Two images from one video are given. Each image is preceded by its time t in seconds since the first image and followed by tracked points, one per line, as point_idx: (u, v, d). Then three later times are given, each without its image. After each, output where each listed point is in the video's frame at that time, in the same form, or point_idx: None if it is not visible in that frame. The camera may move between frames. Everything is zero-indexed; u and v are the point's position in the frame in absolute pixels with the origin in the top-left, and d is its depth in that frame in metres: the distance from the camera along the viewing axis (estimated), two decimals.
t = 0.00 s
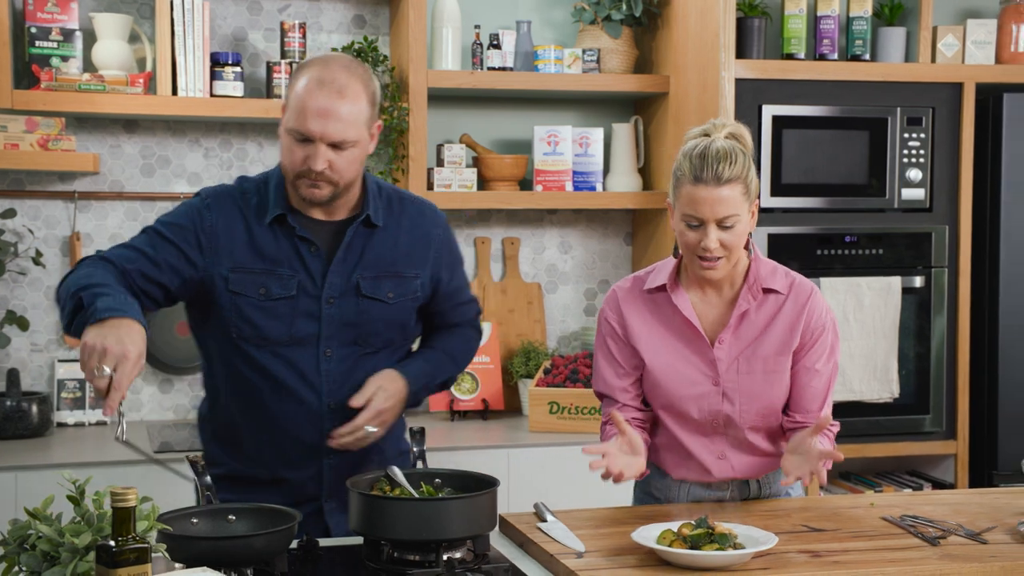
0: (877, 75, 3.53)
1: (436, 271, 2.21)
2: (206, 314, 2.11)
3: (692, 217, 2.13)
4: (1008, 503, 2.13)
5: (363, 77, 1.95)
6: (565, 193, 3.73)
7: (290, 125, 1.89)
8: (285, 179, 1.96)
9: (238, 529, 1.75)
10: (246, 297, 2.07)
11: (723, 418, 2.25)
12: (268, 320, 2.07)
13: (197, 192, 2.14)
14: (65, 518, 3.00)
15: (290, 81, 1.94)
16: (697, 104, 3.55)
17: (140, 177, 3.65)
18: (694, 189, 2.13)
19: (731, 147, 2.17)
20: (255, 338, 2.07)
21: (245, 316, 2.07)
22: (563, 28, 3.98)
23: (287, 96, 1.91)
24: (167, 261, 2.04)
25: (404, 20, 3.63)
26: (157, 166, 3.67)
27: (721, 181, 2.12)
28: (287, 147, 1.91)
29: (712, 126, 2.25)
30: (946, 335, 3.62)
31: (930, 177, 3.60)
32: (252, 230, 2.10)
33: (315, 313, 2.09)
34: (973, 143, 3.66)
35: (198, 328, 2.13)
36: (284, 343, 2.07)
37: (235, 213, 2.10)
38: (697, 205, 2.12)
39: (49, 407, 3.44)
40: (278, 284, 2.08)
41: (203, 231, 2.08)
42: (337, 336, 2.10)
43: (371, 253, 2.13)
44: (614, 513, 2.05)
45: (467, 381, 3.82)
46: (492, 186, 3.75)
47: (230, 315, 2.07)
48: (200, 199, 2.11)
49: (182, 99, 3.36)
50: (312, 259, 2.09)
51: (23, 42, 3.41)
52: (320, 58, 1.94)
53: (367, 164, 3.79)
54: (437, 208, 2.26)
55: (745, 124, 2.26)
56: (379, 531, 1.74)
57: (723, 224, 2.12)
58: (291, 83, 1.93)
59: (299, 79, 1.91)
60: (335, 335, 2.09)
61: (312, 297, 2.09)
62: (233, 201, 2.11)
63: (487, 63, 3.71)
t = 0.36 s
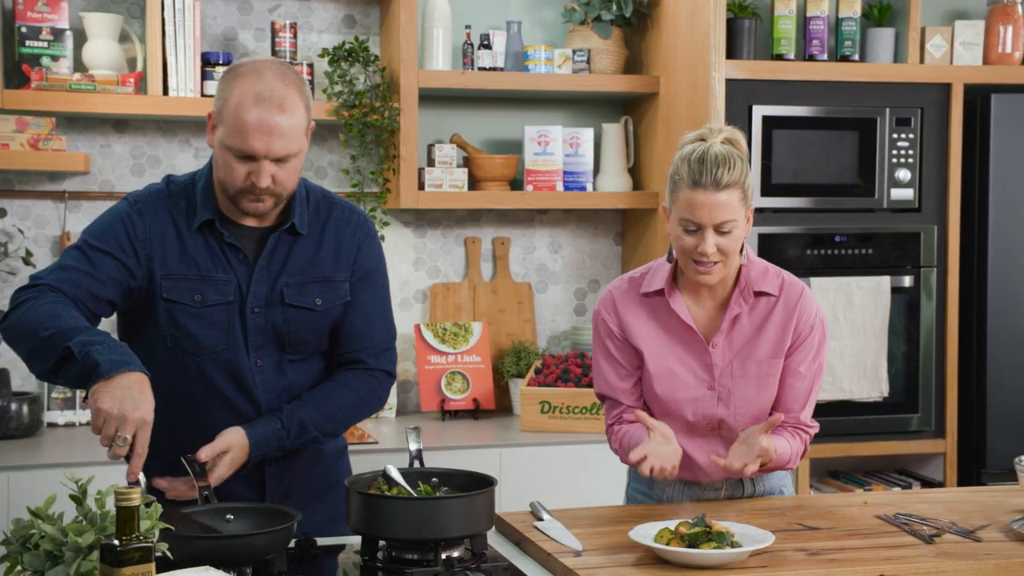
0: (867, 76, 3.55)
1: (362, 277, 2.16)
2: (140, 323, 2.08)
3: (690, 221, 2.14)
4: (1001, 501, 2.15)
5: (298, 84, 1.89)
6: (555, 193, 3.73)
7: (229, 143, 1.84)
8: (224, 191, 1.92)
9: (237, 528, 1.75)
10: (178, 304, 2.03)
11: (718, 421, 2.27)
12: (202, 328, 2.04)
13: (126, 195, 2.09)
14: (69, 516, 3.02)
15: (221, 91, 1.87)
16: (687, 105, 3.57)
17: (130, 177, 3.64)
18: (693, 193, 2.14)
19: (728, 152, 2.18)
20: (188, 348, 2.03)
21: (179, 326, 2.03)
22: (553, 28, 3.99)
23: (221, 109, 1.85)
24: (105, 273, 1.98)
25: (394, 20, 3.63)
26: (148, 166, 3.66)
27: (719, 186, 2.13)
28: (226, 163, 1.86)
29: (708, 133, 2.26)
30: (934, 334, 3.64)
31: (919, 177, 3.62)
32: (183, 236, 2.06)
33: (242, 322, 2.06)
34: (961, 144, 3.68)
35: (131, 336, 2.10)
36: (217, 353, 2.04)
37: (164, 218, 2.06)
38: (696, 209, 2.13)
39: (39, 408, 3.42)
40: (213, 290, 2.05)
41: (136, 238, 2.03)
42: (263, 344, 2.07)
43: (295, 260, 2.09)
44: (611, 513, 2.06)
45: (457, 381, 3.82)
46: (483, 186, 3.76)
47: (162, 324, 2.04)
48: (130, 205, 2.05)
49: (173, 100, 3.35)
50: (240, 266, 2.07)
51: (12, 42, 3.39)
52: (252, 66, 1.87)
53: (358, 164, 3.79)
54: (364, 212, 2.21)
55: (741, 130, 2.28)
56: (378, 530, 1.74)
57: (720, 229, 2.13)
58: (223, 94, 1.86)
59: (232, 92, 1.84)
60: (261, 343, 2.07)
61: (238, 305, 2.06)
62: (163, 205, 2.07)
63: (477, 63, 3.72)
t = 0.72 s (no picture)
0: (864, 76, 3.56)
1: (348, 277, 2.15)
2: (121, 323, 2.06)
3: (686, 204, 2.17)
4: (1001, 499, 2.16)
5: (274, 83, 1.86)
6: (554, 193, 3.74)
7: (209, 148, 1.81)
8: (206, 195, 1.90)
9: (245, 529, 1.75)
10: (160, 305, 2.01)
11: (721, 413, 2.25)
12: (184, 329, 2.02)
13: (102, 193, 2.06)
14: (81, 517, 3.04)
15: (197, 95, 1.84)
16: (685, 104, 3.58)
17: (129, 177, 3.64)
18: (690, 177, 2.16)
19: (728, 141, 2.19)
20: (169, 349, 2.02)
21: (160, 327, 2.02)
22: (551, 28, 3.99)
23: (198, 114, 1.82)
24: (86, 274, 1.96)
25: (393, 21, 3.64)
26: (147, 166, 3.65)
27: (715, 171, 2.15)
28: (207, 168, 1.84)
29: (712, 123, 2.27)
30: (931, 334, 3.66)
31: (916, 177, 3.63)
32: (164, 235, 2.04)
33: (224, 323, 2.04)
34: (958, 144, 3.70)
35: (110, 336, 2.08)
36: (199, 354, 2.03)
37: (145, 216, 2.04)
38: (692, 192, 2.15)
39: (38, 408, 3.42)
40: (195, 290, 2.03)
41: (117, 237, 2.01)
42: (246, 345, 2.06)
43: (278, 261, 2.08)
44: (614, 512, 2.07)
45: (456, 381, 3.83)
46: (482, 186, 3.76)
47: (143, 325, 2.02)
48: (109, 204, 2.02)
49: (172, 99, 3.34)
50: (222, 266, 2.05)
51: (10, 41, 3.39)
52: (226, 67, 1.84)
53: (357, 164, 3.79)
54: (347, 210, 2.20)
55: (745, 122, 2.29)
56: (384, 528, 1.74)
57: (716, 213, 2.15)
58: (199, 98, 1.83)
59: (208, 96, 1.81)
60: (243, 345, 2.06)
61: (221, 306, 2.05)
62: (144, 203, 2.05)
63: (476, 63, 3.72)
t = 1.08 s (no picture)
0: (868, 77, 3.57)
1: (360, 279, 2.17)
2: (134, 326, 2.06)
3: (693, 182, 2.25)
4: (1008, 499, 2.17)
5: (292, 85, 1.87)
6: (558, 193, 3.75)
7: (228, 149, 1.82)
8: (222, 195, 1.90)
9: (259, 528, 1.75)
10: (175, 307, 2.02)
11: (727, 399, 2.25)
12: (200, 331, 2.03)
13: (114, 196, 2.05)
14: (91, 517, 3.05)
15: (215, 95, 1.85)
16: (689, 104, 3.58)
17: (134, 177, 3.64)
18: (696, 156, 2.26)
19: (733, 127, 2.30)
20: (185, 351, 2.03)
21: (176, 330, 2.02)
22: (554, 28, 4.00)
23: (216, 114, 1.83)
24: (102, 281, 1.96)
25: (398, 21, 3.64)
26: (152, 166, 3.66)
27: (720, 150, 2.25)
28: (225, 168, 1.84)
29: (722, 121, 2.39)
30: (935, 334, 3.66)
31: (920, 177, 3.64)
32: (179, 238, 2.04)
33: (240, 324, 2.05)
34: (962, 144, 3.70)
35: (124, 338, 2.08)
36: (215, 357, 2.04)
37: (160, 219, 2.04)
38: (698, 169, 2.24)
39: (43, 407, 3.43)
40: (210, 292, 2.03)
41: (129, 241, 2.01)
42: (261, 347, 2.07)
43: (293, 263, 2.09)
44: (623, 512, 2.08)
45: (461, 380, 3.83)
46: (486, 186, 3.77)
47: (158, 327, 2.02)
48: (121, 208, 2.02)
49: (178, 99, 3.35)
50: (237, 267, 2.06)
51: (17, 41, 3.39)
52: (244, 67, 1.84)
53: (362, 164, 3.80)
54: (359, 213, 2.21)
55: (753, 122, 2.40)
56: (394, 527, 1.75)
57: (722, 187, 2.23)
58: (218, 98, 1.83)
59: (227, 95, 1.82)
60: (259, 346, 2.07)
61: (237, 308, 2.05)
62: (156, 205, 2.05)
63: (480, 63, 3.73)
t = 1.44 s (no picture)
0: (874, 77, 3.57)
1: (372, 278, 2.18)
2: (146, 330, 2.07)
3: (716, 177, 2.33)
4: (1017, 498, 2.17)
5: (305, 83, 1.87)
6: (564, 193, 3.75)
7: (240, 146, 1.82)
8: (234, 193, 1.91)
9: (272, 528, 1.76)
10: (187, 310, 2.02)
11: (755, 389, 2.30)
12: (212, 333, 2.03)
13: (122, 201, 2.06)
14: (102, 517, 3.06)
15: (229, 93, 1.85)
16: (695, 104, 3.59)
17: (140, 177, 3.65)
18: (719, 152, 2.34)
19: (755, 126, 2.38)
20: (197, 353, 2.03)
21: (187, 332, 2.02)
22: (560, 28, 4.01)
23: (229, 112, 1.84)
24: (112, 288, 1.97)
25: (403, 21, 3.65)
26: (158, 166, 3.66)
27: (742, 147, 2.33)
28: (237, 166, 1.85)
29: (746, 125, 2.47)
30: (941, 334, 3.67)
31: (926, 177, 3.64)
32: (189, 240, 2.05)
33: (252, 325, 2.06)
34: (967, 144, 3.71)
35: (136, 343, 2.09)
36: (228, 358, 2.04)
37: (169, 223, 2.04)
38: (720, 164, 2.32)
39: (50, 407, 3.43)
40: (221, 293, 2.04)
41: (138, 246, 2.01)
42: (274, 347, 2.07)
43: (305, 262, 2.10)
44: (632, 511, 2.08)
45: (466, 380, 3.84)
46: (492, 186, 3.77)
47: (170, 330, 2.03)
48: (130, 212, 2.02)
49: (184, 99, 3.36)
50: (249, 268, 2.07)
51: (24, 41, 3.40)
52: (258, 65, 1.85)
53: (368, 164, 3.81)
54: (371, 212, 2.23)
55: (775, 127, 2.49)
56: (404, 526, 1.76)
57: (744, 181, 2.30)
58: (231, 95, 1.84)
59: (240, 93, 1.83)
60: (272, 346, 2.07)
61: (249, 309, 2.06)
62: (165, 208, 2.05)
63: (486, 63, 3.73)
